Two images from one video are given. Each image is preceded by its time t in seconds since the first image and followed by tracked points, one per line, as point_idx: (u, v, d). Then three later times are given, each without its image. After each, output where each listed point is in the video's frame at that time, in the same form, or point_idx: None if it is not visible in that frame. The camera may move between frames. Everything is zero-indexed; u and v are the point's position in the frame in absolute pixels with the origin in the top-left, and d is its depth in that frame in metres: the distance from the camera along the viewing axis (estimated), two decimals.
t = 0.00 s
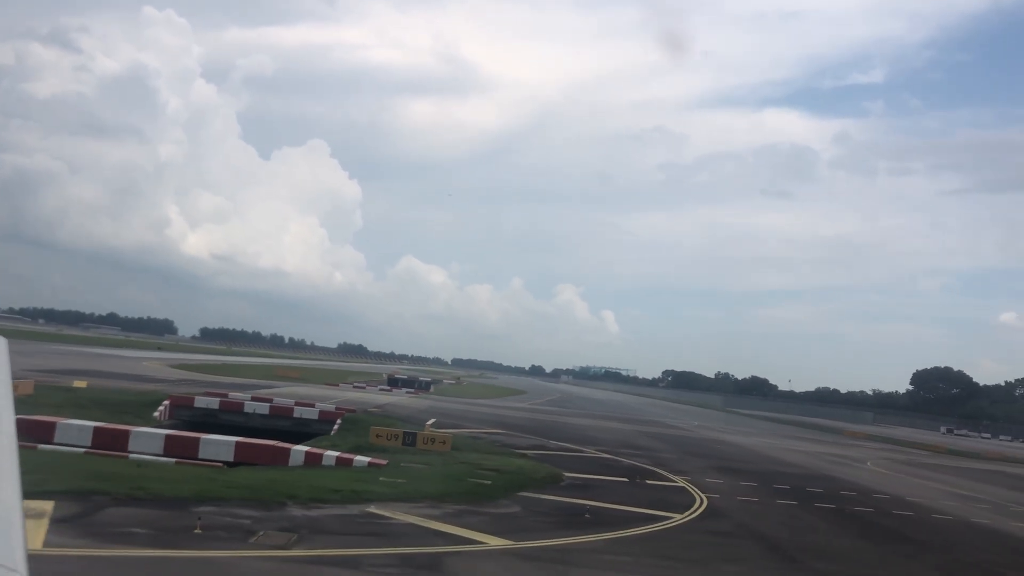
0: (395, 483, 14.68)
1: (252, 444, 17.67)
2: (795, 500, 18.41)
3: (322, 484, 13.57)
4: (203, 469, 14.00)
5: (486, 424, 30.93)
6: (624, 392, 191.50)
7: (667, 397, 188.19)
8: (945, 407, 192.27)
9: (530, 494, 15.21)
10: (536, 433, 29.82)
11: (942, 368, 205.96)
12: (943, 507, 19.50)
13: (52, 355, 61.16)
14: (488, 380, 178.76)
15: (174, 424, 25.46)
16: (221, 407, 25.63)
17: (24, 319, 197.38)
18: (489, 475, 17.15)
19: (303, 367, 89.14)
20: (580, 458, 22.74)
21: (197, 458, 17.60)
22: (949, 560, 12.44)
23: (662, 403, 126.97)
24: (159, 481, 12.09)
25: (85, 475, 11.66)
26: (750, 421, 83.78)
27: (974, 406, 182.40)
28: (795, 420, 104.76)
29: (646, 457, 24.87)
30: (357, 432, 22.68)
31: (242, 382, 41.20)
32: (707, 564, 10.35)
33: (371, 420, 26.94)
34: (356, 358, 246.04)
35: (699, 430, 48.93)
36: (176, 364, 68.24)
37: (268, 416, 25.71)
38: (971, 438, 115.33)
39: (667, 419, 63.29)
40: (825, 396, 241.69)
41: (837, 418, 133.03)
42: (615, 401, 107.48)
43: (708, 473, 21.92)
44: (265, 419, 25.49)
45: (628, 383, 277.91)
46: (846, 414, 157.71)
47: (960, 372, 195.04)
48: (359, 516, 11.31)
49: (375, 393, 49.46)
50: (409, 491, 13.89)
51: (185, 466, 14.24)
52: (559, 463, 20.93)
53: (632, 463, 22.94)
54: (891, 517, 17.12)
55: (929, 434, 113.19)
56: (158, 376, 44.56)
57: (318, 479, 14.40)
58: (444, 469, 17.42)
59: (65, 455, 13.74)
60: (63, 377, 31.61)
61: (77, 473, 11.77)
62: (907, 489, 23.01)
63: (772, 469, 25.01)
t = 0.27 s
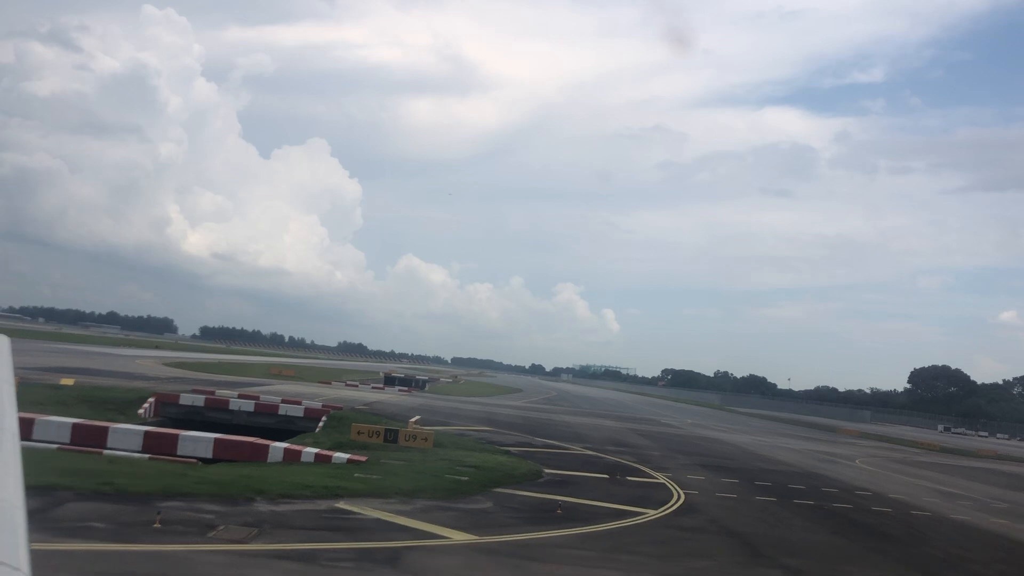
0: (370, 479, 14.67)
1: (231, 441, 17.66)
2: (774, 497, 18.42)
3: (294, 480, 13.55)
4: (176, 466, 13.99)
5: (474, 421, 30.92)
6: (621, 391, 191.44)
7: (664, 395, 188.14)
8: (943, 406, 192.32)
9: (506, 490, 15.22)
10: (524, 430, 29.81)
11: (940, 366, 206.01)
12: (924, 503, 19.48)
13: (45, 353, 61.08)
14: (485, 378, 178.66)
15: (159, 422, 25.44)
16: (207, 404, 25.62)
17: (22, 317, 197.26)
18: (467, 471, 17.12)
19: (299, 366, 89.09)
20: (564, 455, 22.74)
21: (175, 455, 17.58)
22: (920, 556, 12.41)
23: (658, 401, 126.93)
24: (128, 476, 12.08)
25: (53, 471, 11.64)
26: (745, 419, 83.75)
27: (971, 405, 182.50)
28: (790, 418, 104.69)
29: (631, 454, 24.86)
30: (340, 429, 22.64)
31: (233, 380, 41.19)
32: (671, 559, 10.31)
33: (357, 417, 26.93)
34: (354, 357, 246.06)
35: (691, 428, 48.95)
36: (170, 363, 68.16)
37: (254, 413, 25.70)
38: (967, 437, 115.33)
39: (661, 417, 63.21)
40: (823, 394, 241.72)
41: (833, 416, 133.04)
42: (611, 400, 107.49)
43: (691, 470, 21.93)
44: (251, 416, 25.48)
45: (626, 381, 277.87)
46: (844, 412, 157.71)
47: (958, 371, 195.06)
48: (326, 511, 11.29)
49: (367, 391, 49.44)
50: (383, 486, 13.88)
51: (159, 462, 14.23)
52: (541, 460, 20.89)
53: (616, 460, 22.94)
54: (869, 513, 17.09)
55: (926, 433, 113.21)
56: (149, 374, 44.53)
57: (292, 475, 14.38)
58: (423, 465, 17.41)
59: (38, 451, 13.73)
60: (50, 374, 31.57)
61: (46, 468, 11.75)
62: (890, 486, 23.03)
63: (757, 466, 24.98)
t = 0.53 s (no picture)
0: (352, 476, 14.68)
1: (217, 439, 17.69)
2: (760, 494, 18.44)
3: (275, 477, 13.58)
4: (158, 463, 14.01)
5: (466, 420, 30.94)
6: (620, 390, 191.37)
7: (663, 394, 188.15)
8: (943, 404, 192.30)
9: (488, 487, 15.24)
10: (515, 428, 29.82)
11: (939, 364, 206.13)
12: (910, 500, 19.47)
13: (41, 352, 61.09)
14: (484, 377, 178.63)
15: (150, 420, 25.47)
16: (197, 403, 25.64)
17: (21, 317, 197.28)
18: (452, 469, 17.12)
19: (296, 365, 89.07)
20: (552, 453, 22.76)
21: (161, 452, 17.60)
22: (899, 553, 12.39)
23: (657, 400, 126.91)
24: (106, 474, 12.10)
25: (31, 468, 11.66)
26: (743, 417, 83.68)
27: (971, 403, 182.43)
28: (788, 417, 104.67)
29: (620, 452, 24.88)
30: (329, 427, 22.64)
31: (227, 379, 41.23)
32: (645, 555, 10.29)
33: (348, 415, 26.94)
34: (355, 357, 246.00)
35: (686, 426, 48.98)
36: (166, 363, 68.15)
37: (244, 412, 25.73)
38: (967, 434, 115.20)
39: (658, 416, 63.20)
40: (823, 393, 241.64)
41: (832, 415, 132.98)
42: (609, 398, 107.46)
43: (679, 468, 21.95)
44: (241, 415, 25.51)
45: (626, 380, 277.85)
46: (843, 410, 157.63)
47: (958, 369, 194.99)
48: (302, 507, 11.29)
49: (362, 390, 49.45)
50: (364, 483, 13.89)
51: (141, 459, 14.26)
52: (529, 457, 20.88)
53: (605, 457, 22.96)
54: (852, 509, 17.12)
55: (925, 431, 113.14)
56: (143, 373, 44.53)
57: (274, 472, 14.40)
58: (408, 463, 17.43)
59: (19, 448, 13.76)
60: (42, 373, 31.58)
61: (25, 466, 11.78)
62: (879, 483, 23.05)
63: (747, 464, 24.97)
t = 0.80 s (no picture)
0: (333, 475, 14.67)
1: (202, 438, 17.68)
2: (744, 490, 18.42)
3: (254, 475, 13.57)
4: (138, 463, 14.01)
5: (458, 418, 30.90)
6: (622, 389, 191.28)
7: (664, 393, 188.06)
8: (944, 402, 192.14)
9: (470, 485, 15.21)
10: (507, 427, 29.79)
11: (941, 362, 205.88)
12: (897, 497, 19.45)
13: (39, 352, 61.14)
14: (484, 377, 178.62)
15: (140, 420, 25.46)
16: (188, 402, 25.65)
17: (23, 317, 197.57)
18: (436, 467, 17.11)
19: (295, 365, 89.09)
20: (541, 451, 22.75)
21: (146, 452, 17.59)
22: (877, 548, 12.37)
23: (657, 399, 126.84)
24: (83, 472, 12.10)
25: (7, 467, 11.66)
26: (741, 416, 83.60)
27: (972, 401, 182.19)
28: (787, 415, 104.57)
29: (610, 450, 24.85)
30: (317, 426, 22.62)
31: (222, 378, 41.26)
32: (618, 551, 10.26)
33: (338, 414, 26.94)
34: (356, 357, 246.02)
35: (682, 424, 48.93)
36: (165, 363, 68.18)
37: (234, 411, 25.73)
38: (968, 432, 115.02)
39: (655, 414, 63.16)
40: (824, 391, 241.43)
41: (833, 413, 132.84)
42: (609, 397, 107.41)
43: (667, 465, 21.93)
44: (231, 414, 25.51)
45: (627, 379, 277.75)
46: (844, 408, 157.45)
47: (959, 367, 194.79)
48: (276, 505, 11.28)
49: (358, 389, 49.43)
50: (343, 481, 13.88)
51: (122, 458, 14.25)
52: (516, 455, 20.86)
53: (594, 455, 22.93)
54: (836, 506, 17.10)
55: (925, 429, 113.04)
56: (138, 372, 44.55)
57: (254, 470, 14.39)
58: (393, 461, 17.41)
59: None
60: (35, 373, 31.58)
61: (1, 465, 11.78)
62: (867, 480, 23.02)
63: (737, 461, 24.93)
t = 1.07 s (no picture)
0: (313, 473, 14.65)
1: (186, 437, 17.66)
2: (729, 489, 18.37)
3: (232, 474, 13.54)
4: (119, 462, 14.00)
5: (449, 418, 30.86)
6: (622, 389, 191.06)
7: (664, 393, 187.75)
8: (944, 402, 191.79)
9: (452, 483, 15.20)
10: (498, 426, 29.75)
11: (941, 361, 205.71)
12: (883, 495, 19.37)
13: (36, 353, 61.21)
14: (484, 377, 178.51)
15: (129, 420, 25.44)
16: (177, 402, 25.64)
17: (24, 318, 197.78)
18: (419, 466, 17.07)
19: (293, 366, 89.09)
20: (529, 449, 22.72)
21: (130, 452, 17.57)
22: (855, 546, 12.32)
23: (656, 399, 126.74)
24: (58, 471, 12.11)
25: None
26: (740, 415, 83.49)
27: (972, 400, 181.97)
28: (788, 415, 104.29)
29: (599, 449, 24.80)
30: (304, 426, 22.60)
31: (215, 379, 41.25)
32: (589, 548, 10.22)
33: (327, 413, 26.93)
34: (356, 358, 245.77)
35: (677, 424, 48.81)
36: (162, 364, 68.20)
37: (224, 411, 25.74)
38: (968, 432, 114.84)
39: (652, 414, 63.02)
40: (824, 391, 241.30)
41: (833, 413, 132.65)
42: (608, 397, 107.28)
43: (654, 463, 21.88)
44: (220, 414, 25.50)
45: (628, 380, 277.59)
46: (845, 408, 157.25)
47: (959, 367, 194.54)
48: (248, 504, 11.28)
49: (353, 389, 49.39)
50: (323, 479, 13.88)
51: (102, 457, 14.25)
52: (503, 454, 20.81)
53: (582, 453, 22.90)
54: (821, 504, 17.04)
55: (925, 428, 112.84)
56: (133, 373, 44.54)
57: (235, 469, 14.38)
58: (377, 460, 17.38)
59: None
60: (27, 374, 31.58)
61: None
62: (856, 479, 22.94)
63: (727, 460, 24.84)
